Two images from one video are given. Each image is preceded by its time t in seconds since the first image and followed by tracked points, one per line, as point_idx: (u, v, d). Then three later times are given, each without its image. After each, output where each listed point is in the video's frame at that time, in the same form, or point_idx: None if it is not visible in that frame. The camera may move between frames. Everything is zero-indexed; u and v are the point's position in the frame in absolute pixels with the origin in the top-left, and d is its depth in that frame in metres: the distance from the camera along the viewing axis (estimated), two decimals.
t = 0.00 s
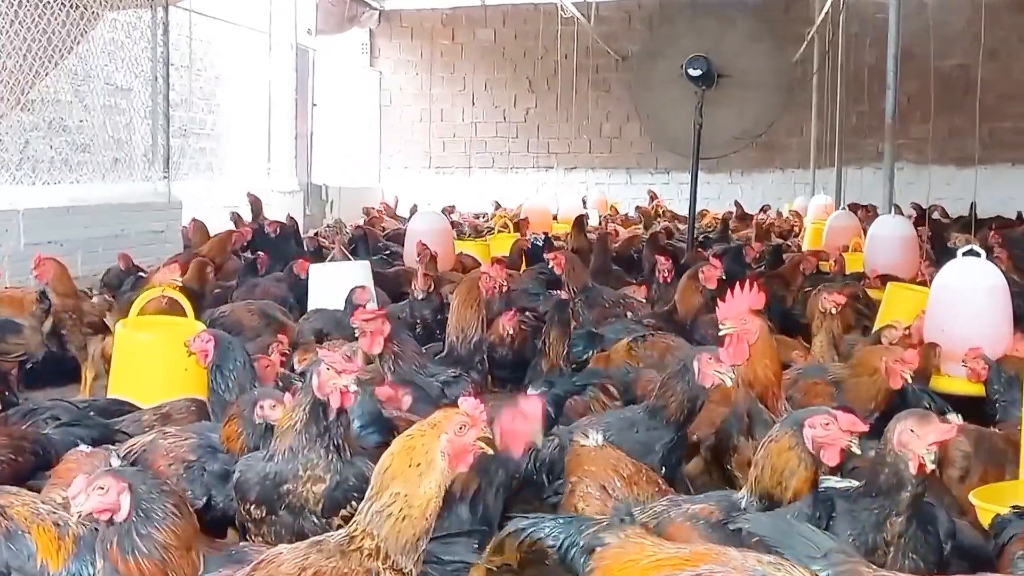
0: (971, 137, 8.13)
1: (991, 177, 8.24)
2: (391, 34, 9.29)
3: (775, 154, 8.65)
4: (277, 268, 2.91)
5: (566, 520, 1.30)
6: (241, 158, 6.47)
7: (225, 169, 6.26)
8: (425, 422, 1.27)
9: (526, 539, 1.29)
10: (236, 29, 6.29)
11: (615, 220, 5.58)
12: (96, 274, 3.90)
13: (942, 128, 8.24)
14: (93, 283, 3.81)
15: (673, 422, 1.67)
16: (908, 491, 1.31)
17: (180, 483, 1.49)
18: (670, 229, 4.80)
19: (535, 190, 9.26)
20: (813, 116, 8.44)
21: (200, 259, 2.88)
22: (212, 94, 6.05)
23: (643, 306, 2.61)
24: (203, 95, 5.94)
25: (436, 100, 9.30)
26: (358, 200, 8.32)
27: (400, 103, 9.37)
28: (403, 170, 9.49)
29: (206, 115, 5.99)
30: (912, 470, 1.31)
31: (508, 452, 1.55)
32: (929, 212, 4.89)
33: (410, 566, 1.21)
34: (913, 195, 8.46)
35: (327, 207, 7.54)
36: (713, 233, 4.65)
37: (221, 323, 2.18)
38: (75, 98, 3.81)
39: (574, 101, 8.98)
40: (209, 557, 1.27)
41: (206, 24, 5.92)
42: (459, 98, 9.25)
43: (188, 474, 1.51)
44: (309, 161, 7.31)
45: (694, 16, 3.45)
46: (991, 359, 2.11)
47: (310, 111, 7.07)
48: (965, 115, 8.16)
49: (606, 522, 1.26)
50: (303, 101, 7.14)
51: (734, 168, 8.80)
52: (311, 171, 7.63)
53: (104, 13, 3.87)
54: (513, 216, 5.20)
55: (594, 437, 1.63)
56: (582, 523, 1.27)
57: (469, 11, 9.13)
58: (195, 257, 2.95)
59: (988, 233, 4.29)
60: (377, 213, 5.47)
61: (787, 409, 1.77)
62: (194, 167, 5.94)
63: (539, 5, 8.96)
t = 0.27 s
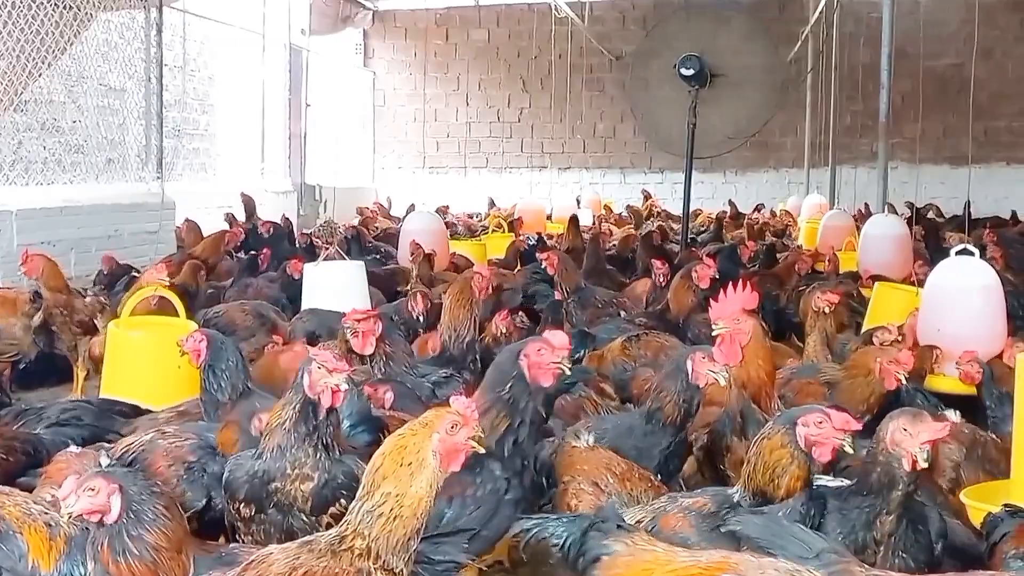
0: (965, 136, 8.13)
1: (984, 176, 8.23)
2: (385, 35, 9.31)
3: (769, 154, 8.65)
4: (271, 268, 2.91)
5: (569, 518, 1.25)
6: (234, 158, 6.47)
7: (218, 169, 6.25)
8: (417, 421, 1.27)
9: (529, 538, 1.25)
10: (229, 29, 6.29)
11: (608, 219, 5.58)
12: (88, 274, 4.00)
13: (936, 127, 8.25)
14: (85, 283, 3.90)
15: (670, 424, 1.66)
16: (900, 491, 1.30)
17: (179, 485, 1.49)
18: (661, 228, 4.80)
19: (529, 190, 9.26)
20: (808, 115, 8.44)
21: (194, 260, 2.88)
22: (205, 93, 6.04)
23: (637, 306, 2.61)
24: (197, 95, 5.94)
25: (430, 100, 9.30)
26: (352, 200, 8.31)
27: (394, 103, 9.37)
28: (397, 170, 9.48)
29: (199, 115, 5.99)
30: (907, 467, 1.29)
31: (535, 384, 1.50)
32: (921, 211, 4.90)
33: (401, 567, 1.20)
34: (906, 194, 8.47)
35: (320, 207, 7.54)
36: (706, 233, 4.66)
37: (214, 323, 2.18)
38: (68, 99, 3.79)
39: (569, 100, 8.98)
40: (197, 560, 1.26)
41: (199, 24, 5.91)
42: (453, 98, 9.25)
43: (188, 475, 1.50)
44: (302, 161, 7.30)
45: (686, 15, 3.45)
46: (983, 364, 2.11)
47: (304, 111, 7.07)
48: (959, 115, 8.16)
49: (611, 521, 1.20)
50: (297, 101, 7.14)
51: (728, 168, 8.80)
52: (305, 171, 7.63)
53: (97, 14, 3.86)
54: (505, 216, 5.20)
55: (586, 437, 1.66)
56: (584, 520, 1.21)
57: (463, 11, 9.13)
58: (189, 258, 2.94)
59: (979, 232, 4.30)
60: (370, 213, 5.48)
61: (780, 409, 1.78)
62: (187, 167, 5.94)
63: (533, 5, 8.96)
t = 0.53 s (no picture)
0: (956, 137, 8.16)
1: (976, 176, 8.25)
2: (377, 35, 9.30)
3: (761, 154, 8.67)
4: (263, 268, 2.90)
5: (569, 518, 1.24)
6: (226, 157, 6.46)
7: (209, 168, 6.24)
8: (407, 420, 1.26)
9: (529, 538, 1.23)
10: (222, 28, 6.29)
11: (600, 219, 5.59)
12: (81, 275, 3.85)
13: (927, 127, 8.28)
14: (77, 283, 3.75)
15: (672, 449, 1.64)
16: (891, 493, 1.30)
17: (181, 491, 1.42)
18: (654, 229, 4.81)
19: (521, 190, 9.25)
20: (800, 116, 8.46)
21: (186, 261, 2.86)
22: (197, 93, 6.03)
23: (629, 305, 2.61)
24: (189, 95, 5.93)
25: (422, 101, 9.30)
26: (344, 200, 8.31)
27: (386, 103, 9.37)
28: (389, 170, 9.47)
29: (191, 115, 5.98)
30: (897, 468, 1.30)
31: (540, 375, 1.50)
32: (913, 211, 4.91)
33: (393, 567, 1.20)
34: (898, 195, 8.50)
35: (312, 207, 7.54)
36: (698, 233, 4.67)
37: (206, 322, 2.17)
38: (59, 99, 3.81)
39: (561, 101, 8.98)
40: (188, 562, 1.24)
41: (191, 23, 5.90)
42: (445, 98, 9.25)
43: (191, 481, 1.44)
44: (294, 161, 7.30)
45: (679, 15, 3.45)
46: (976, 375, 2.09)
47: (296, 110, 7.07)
48: (951, 115, 8.18)
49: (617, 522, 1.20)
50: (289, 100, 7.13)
51: (720, 169, 8.81)
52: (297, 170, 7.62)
53: (88, 14, 3.88)
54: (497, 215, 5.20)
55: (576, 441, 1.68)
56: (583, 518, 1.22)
57: (455, 11, 9.13)
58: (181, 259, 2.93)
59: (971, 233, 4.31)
60: (362, 213, 5.47)
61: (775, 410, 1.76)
62: (178, 166, 5.92)
63: (525, 5, 8.97)
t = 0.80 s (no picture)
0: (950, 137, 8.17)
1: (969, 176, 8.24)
2: (372, 35, 9.32)
3: (755, 154, 8.68)
4: (257, 268, 2.90)
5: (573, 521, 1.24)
6: (219, 157, 6.46)
7: (203, 168, 6.24)
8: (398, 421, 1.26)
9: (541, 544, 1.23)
10: (215, 28, 6.28)
11: (594, 219, 5.60)
12: (72, 273, 3.91)
13: (921, 127, 8.28)
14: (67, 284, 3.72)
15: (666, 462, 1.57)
16: (879, 493, 1.30)
17: (183, 495, 1.45)
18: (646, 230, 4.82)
19: (515, 190, 9.25)
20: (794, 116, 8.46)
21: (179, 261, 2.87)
22: (190, 93, 6.03)
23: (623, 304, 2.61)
24: (182, 95, 5.93)
25: (416, 100, 9.30)
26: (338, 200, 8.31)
27: (380, 103, 9.36)
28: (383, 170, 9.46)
29: (184, 115, 5.98)
30: (884, 472, 1.29)
31: (529, 365, 1.52)
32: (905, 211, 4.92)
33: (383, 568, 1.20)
34: (891, 195, 8.51)
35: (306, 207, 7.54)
36: (691, 233, 4.68)
37: (200, 323, 2.17)
38: (52, 98, 3.79)
39: (555, 100, 8.99)
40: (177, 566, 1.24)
41: (183, 23, 5.89)
42: (439, 97, 9.25)
43: (193, 486, 1.47)
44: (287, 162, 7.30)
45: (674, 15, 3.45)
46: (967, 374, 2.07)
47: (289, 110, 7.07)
48: (944, 115, 8.18)
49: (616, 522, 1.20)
50: (282, 100, 7.13)
51: (714, 169, 8.81)
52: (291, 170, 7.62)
53: (81, 13, 3.86)
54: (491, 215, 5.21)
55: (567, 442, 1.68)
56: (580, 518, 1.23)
57: (449, 10, 9.13)
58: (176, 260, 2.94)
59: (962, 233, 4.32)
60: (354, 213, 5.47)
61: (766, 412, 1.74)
62: (170, 166, 5.92)
63: (518, 5, 8.97)
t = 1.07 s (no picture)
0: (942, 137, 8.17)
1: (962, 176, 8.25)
2: (364, 34, 9.26)
3: (748, 153, 8.68)
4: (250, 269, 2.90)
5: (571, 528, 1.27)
6: (212, 157, 6.45)
7: (196, 168, 6.23)
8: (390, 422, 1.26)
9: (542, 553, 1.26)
10: (208, 29, 6.28)
11: (587, 219, 5.61)
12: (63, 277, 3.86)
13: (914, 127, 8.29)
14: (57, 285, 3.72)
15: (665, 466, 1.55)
16: (871, 494, 1.30)
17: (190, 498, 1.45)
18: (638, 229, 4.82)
19: (509, 190, 9.25)
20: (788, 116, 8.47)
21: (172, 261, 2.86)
22: (184, 93, 6.03)
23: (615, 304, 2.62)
24: (175, 95, 5.93)
25: (409, 100, 9.29)
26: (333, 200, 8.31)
27: (373, 103, 9.35)
28: (376, 170, 9.45)
29: (177, 115, 5.97)
30: (876, 471, 1.30)
31: (522, 364, 1.50)
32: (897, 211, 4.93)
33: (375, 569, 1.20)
34: (885, 195, 8.52)
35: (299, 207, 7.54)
36: (683, 233, 4.68)
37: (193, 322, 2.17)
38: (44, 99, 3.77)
39: (548, 100, 8.98)
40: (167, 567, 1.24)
41: (175, 23, 5.89)
42: (432, 97, 9.24)
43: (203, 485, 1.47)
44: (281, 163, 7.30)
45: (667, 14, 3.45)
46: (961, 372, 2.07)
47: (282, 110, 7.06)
48: (937, 115, 8.19)
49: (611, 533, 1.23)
50: (275, 100, 7.13)
51: (708, 169, 8.82)
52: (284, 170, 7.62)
53: (73, 13, 3.85)
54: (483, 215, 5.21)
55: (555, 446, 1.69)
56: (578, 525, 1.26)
57: (442, 11, 9.12)
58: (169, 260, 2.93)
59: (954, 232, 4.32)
60: (347, 214, 5.48)
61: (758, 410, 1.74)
62: (163, 166, 5.91)
63: (511, 5, 8.96)
